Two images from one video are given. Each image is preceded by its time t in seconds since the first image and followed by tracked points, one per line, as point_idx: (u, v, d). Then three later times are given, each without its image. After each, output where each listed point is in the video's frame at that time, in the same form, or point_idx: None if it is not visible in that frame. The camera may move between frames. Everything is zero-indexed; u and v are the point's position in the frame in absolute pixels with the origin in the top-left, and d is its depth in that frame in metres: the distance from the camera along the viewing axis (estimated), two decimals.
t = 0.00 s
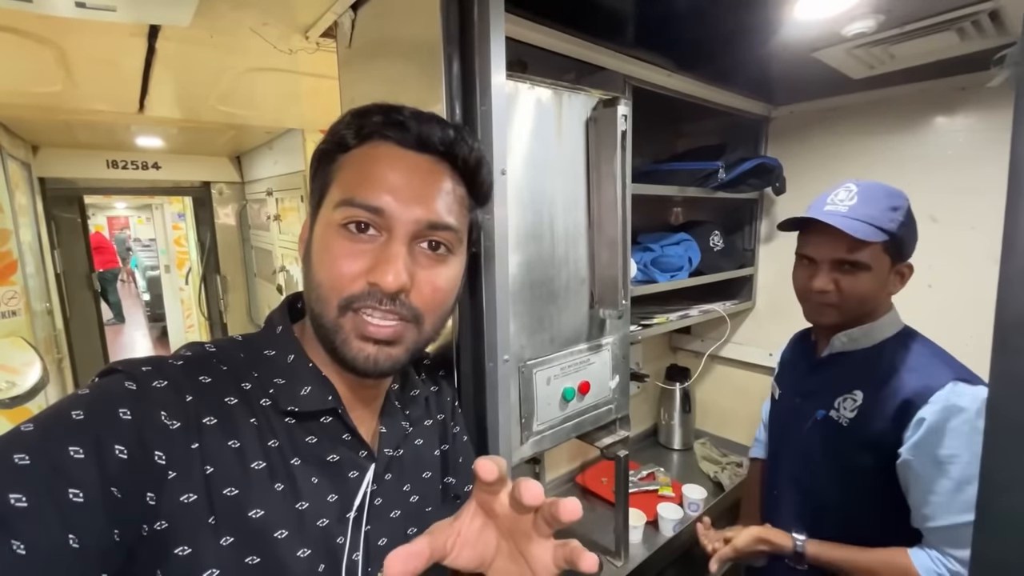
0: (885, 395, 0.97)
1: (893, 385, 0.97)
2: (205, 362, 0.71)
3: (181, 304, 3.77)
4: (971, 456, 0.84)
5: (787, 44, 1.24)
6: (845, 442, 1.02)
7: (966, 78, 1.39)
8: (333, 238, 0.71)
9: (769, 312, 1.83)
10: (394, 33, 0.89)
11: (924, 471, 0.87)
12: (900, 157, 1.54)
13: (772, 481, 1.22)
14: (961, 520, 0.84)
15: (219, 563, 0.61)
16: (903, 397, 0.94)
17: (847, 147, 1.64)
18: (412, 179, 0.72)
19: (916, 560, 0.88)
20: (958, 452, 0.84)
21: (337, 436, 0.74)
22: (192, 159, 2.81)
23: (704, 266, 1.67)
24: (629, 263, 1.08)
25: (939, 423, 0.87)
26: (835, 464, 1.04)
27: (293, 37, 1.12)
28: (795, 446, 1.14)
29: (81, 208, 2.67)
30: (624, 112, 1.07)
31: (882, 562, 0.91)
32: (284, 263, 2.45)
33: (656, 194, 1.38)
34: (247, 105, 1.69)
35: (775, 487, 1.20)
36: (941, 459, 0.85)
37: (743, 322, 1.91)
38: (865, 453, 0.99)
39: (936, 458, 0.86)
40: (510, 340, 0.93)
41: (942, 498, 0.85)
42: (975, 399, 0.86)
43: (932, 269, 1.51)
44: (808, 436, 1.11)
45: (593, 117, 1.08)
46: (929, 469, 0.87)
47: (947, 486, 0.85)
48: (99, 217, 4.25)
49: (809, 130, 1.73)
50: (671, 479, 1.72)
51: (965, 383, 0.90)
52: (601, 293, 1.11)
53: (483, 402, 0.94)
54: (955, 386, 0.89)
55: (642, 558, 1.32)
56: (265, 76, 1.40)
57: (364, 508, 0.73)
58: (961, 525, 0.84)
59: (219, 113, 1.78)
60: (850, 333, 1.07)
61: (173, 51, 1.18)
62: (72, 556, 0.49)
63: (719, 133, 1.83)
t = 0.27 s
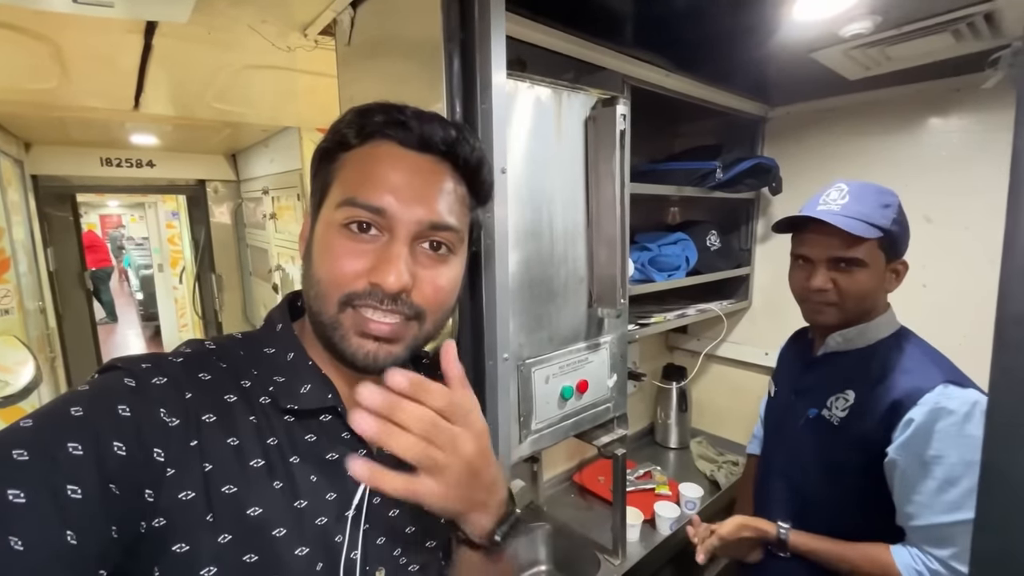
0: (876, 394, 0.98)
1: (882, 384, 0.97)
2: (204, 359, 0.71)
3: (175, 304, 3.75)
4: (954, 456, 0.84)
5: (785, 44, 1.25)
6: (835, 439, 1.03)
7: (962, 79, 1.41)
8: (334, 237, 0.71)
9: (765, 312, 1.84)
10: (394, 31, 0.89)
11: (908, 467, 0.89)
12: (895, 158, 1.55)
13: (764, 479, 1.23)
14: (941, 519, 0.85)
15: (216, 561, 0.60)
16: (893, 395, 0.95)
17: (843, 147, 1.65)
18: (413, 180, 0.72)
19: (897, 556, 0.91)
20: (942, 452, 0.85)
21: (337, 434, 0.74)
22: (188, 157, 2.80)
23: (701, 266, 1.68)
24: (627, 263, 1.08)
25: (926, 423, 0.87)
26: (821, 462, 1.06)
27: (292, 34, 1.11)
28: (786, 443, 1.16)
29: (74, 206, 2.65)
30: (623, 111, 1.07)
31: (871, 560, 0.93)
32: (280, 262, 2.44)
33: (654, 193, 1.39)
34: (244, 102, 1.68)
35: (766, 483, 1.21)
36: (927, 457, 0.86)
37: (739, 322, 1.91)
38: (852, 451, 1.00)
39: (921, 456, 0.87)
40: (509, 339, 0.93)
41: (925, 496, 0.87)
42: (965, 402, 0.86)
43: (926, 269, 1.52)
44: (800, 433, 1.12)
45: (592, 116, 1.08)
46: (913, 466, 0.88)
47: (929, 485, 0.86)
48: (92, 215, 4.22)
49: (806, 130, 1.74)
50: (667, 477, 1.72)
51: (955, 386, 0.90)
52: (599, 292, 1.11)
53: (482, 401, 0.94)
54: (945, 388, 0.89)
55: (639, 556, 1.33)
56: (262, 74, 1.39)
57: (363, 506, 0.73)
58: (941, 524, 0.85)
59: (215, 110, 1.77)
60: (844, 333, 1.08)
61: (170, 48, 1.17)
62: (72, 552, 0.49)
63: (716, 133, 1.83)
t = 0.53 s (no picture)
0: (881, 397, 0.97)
1: (887, 390, 0.97)
2: (200, 361, 0.70)
3: (175, 303, 3.75)
4: (962, 467, 0.83)
5: (789, 43, 1.24)
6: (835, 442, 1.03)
7: (966, 78, 1.39)
8: (344, 236, 0.69)
9: (767, 312, 1.83)
10: (394, 29, 0.87)
11: (914, 477, 0.87)
12: (899, 158, 1.54)
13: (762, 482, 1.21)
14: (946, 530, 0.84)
15: (211, 566, 0.59)
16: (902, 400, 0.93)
17: (846, 147, 1.64)
18: (423, 180, 0.71)
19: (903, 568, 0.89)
20: (949, 462, 0.84)
21: (334, 438, 0.72)
22: (187, 156, 2.79)
23: (703, 266, 1.67)
24: (629, 263, 1.07)
25: (933, 433, 0.86)
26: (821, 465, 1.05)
27: (290, 32, 1.10)
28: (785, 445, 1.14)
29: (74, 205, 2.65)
30: (625, 110, 1.06)
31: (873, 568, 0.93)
32: (280, 261, 2.44)
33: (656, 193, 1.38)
34: (243, 101, 1.67)
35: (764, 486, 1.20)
36: (934, 467, 0.85)
37: (741, 323, 1.90)
38: (853, 456, 1.00)
39: (928, 466, 0.86)
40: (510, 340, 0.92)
41: (931, 506, 0.85)
42: (972, 412, 0.85)
43: (931, 269, 1.51)
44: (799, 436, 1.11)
45: (593, 115, 1.07)
46: (920, 476, 0.87)
47: (936, 495, 0.85)
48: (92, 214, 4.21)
49: (808, 129, 1.73)
50: (668, 479, 1.71)
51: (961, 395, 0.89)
52: (601, 292, 1.10)
53: (483, 403, 0.93)
54: (952, 396, 0.88)
55: (641, 558, 1.32)
56: (261, 72, 1.39)
57: (360, 510, 0.71)
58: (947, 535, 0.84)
59: (215, 109, 1.76)
60: (848, 336, 1.07)
61: (167, 46, 1.16)
62: (61, 558, 0.48)
63: (717, 132, 1.82)
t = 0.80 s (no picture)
0: (883, 406, 0.97)
1: (889, 399, 0.97)
2: (190, 360, 0.69)
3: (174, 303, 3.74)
4: (961, 480, 0.83)
5: (789, 43, 1.24)
6: (837, 446, 1.02)
7: (966, 79, 1.40)
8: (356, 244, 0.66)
9: (767, 313, 1.83)
10: (395, 28, 0.87)
11: (913, 489, 0.88)
12: (898, 158, 1.54)
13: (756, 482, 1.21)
14: (946, 544, 0.84)
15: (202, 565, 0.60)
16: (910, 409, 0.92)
17: (846, 147, 1.65)
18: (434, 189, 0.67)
19: None
20: (948, 475, 0.84)
21: (329, 435, 0.71)
22: (186, 156, 2.78)
23: (703, 266, 1.67)
24: (629, 262, 1.07)
25: (931, 445, 0.86)
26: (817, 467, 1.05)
27: (290, 31, 1.10)
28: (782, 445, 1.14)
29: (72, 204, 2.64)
30: (625, 109, 1.06)
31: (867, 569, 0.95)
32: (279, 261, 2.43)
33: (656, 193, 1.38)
34: (243, 100, 1.67)
35: (755, 489, 1.21)
36: (933, 479, 0.85)
37: (740, 323, 1.90)
38: (849, 464, 1.00)
39: (927, 478, 0.86)
40: (510, 340, 0.92)
41: (930, 518, 0.86)
42: (973, 425, 0.84)
43: (931, 269, 1.51)
44: (796, 439, 1.11)
45: (593, 115, 1.07)
46: (919, 488, 0.87)
47: (934, 507, 0.85)
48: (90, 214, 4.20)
49: (808, 130, 1.73)
50: (668, 479, 1.71)
51: (966, 407, 0.87)
52: (601, 292, 1.10)
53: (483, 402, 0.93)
54: (955, 409, 0.87)
55: (641, 559, 1.32)
56: (261, 72, 1.38)
57: (357, 508, 0.71)
58: (946, 550, 0.84)
59: (214, 109, 1.76)
60: (848, 343, 1.06)
61: (166, 45, 1.16)
62: (53, 556, 0.48)
63: (717, 132, 1.82)
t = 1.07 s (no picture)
0: (855, 383, 0.99)
1: (856, 378, 0.99)
2: (197, 367, 0.68)
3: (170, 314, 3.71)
4: (902, 448, 0.87)
5: (786, 41, 1.24)
6: (812, 428, 1.05)
7: (961, 73, 1.41)
8: (334, 241, 0.69)
9: (768, 311, 1.83)
10: (394, 32, 0.86)
11: (862, 459, 0.93)
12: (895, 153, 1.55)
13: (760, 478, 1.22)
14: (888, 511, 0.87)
15: None
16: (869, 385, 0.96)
17: (842, 144, 1.65)
18: (416, 187, 0.70)
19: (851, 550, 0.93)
20: (891, 443, 0.88)
21: (335, 443, 0.71)
22: (180, 166, 2.76)
23: (703, 266, 1.67)
24: (633, 263, 1.07)
25: (876, 415, 0.91)
26: (800, 451, 1.08)
27: (286, 37, 1.09)
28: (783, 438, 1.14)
29: (65, 216, 2.62)
30: (625, 109, 1.05)
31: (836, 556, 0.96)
32: (276, 270, 2.41)
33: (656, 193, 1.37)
34: (237, 108, 1.66)
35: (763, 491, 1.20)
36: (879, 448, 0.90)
37: (741, 322, 1.90)
38: (820, 445, 1.03)
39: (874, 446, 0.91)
40: (517, 343, 0.91)
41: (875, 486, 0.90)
42: (919, 398, 0.89)
43: (931, 263, 1.51)
44: (788, 427, 1.13)
45: (594, 115, 1.07)
46: (866, 456, 0.92)
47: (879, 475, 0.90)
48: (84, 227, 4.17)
49: (804, 127, 1.73)
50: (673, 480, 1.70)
51: (916, 383, 0.92)
52: (605, 293, 1.09)
53: (491, 407, 0.91)
54: (903, 384, 0.92)
55: (650, 562, 1.30)
56: (256, 79, 1.37)
57: (364, 518, 0.70)
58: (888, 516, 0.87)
59: (208, 117, 1.74)
60: (834, 331, 1.11)
61: (161, 53, 1.15)
62: (56, 567, 0.46)
63: (714, 132, 1.83)
